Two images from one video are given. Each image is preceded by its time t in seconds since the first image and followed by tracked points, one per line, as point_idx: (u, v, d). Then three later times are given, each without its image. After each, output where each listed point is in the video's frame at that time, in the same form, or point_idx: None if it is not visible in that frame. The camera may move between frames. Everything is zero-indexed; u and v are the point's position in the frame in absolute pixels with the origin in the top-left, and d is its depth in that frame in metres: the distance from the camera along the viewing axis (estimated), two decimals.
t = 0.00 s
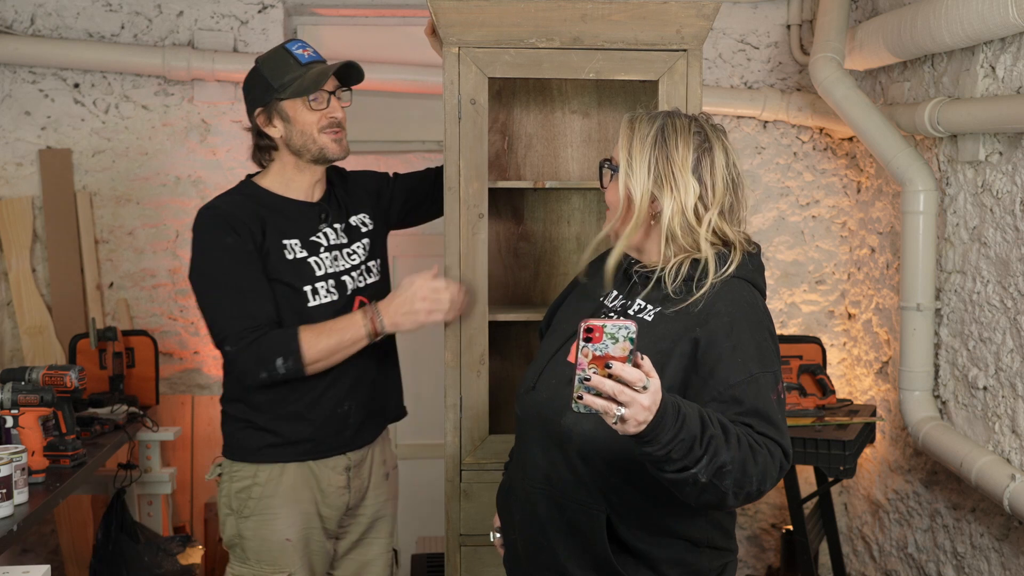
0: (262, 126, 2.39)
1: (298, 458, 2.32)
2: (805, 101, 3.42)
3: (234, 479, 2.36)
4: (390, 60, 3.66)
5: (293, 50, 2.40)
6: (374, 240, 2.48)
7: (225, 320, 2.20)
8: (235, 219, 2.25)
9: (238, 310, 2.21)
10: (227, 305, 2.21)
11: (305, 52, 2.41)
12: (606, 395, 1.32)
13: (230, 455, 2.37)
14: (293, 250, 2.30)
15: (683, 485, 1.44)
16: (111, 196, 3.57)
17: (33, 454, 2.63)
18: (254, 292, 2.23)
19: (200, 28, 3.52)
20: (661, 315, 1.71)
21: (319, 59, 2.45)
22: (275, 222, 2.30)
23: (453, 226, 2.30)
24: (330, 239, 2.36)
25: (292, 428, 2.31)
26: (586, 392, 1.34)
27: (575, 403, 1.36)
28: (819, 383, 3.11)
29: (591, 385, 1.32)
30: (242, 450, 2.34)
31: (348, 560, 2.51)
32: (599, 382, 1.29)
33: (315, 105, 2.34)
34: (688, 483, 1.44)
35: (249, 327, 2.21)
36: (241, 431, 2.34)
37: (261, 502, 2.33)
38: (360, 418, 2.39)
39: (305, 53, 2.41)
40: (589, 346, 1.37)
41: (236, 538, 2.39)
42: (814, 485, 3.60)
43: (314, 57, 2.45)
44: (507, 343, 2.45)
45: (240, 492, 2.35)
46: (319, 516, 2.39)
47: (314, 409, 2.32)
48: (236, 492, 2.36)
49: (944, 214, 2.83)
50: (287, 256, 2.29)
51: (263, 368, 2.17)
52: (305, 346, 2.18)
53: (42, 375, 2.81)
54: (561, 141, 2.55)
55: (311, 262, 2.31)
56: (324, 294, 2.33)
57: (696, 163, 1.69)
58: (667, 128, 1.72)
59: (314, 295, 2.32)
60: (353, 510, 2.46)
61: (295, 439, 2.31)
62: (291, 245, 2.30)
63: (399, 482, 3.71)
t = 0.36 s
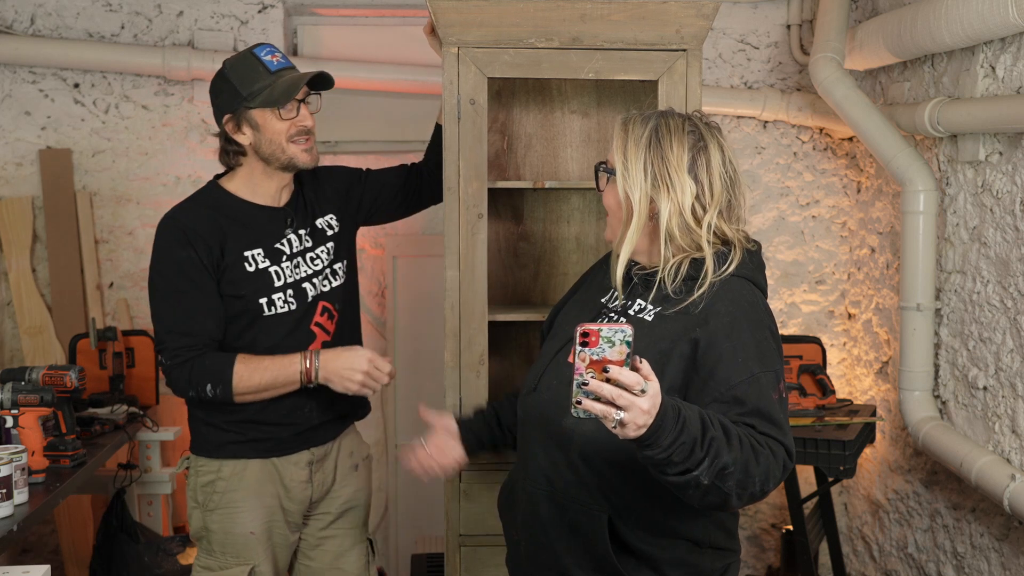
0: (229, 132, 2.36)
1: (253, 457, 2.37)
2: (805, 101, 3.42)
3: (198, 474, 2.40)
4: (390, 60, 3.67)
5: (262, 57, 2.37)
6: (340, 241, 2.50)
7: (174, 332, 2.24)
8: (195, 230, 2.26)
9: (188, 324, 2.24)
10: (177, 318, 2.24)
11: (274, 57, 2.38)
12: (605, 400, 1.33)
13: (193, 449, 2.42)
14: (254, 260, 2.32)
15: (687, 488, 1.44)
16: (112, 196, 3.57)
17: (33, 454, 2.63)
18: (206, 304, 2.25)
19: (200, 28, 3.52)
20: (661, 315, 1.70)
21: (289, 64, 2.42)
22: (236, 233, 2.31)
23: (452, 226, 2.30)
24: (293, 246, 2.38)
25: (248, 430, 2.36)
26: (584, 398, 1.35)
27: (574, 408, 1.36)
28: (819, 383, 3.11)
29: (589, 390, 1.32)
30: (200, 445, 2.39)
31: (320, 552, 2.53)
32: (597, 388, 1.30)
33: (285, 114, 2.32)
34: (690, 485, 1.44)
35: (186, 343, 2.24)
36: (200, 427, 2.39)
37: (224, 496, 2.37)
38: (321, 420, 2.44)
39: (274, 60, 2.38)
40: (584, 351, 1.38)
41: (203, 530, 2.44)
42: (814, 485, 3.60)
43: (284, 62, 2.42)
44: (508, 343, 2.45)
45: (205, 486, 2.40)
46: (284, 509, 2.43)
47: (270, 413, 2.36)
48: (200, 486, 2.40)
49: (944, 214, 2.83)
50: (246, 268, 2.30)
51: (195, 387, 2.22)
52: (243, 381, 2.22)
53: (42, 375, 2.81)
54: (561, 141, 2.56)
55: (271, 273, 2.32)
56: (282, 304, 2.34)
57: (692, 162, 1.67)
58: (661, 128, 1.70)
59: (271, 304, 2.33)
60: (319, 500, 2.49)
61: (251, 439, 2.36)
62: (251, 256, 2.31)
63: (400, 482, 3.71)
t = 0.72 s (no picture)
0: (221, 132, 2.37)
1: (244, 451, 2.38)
2: (805, 101, 3.42)
3: (189, 468, 2.42)
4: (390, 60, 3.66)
5: (255, 61, 2.35)
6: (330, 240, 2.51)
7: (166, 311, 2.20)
8: (187, 217, 2.26)
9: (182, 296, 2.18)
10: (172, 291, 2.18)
11: (267, 62, 2.36)
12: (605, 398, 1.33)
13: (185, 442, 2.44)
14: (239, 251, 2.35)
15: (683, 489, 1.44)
16: (112, 196, 3.57)
17: (33, 454, 2.63)
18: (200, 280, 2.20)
19: (200, 28, 3.52)
20: (656, 317, 1.70)
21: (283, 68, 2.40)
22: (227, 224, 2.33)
23: (451, 225, 2.30)
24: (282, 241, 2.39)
25: (240, 422, 2.36)
26: (584, 394, 1.35)
27: (573, 405, 1.37)
28: (819, 383, 3.11)
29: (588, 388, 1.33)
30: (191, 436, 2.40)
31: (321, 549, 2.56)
32: (598, 385, 1.30)
33: (274, 118, 2.32)
34: (686, 485, 1.44)
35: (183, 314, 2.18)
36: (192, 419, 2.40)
37: (214, 488, 2.38)
38: (312, 416, 2.44)
39: (268, 64, 2.36)
40: (586, 347, 1.42)
41: (194, 523, 2.45)
42: (814, 485, 3.60)
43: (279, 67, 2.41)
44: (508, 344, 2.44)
45: (196, 479, 2.41)
46: (274, 503, 2.44)
47: (261, 406, 2.37)
48: (192, 479, 2.42)
49: (944, 214, 2.83)
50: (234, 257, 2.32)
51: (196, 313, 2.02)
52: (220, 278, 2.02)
53: (42, 375, 2.81)
54: (560, 141, 2.56)
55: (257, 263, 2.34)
56: (267, 296, 2.35)
57: (681, 164, 1.67)
58: (649, 131, 1.69)
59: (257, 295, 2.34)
60: (310, 497, 2.50)
61: (242, 432, 2.37)
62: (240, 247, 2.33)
63: (399, 482, 3.71)
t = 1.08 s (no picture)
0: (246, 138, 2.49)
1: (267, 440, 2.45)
2: (805, 101, 3.42)
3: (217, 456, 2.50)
4: (390, 60, 3.66)
5: (268, 65, 2.35)
6: (361, 239, 2.55)
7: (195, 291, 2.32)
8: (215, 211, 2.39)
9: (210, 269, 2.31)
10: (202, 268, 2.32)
11: (281, 66, 2.35)
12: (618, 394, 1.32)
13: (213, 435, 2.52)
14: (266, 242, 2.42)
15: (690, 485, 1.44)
16: (112, 196, 3.57)
17: (33, 453, 2.63)
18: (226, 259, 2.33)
19: (200, 28, 3.52)
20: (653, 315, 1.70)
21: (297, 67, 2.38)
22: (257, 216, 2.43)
23: (452, 225, 2.30)
24: (307, 235, 2.46)
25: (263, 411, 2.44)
26: (598, 390, 1.33)
27: (586, 403, 1.34)
28: (819, 383, 3.11)
29: (603, 383, 1.32)
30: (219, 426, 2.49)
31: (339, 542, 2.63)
32: (613, 381, 1.30)
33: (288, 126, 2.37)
34: (692, 482, 1.44)
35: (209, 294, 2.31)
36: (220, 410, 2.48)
37: (242, 476, 2.46)
38: (334, 409, 2.49)
39: (275, 68, 2.34)
40: (605, 342, 1.38)
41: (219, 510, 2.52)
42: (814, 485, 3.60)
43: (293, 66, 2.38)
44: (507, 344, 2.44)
45: (223, 466, 2.49)
46: (298, 496, 2.51)
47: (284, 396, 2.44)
48: (220, 466, 2.49)
49: (944, 214, 2.83)
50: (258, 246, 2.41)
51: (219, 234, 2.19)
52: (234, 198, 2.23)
53: (42, 375, 2.81)
54: (560, 141, 2.56)
55: (279, 252, 2.42)
56: (286, 283, 2.42)
57: (674, 164, 1.67)
58: (641, 132, 1.69)
59: (278, 283, 2.42)
60: (331, 493, 2.57)
61: (265, 420, 2.44)
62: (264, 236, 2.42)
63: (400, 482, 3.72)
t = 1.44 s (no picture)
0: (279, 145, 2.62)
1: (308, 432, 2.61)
2: (805, 101, 3.42)
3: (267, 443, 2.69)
4: (390, 60, 3.66)
5: (299, 74, 2.48)
6: (400, 234, 2.66)
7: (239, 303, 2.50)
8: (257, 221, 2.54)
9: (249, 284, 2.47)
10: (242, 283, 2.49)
11: (311, 74, 2.47)
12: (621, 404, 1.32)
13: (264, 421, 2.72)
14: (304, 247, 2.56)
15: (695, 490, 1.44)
16: (111, 196, 3.57)
17: (34, 454, 2.63)
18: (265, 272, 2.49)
19: (201, 28, 3.52)
20: (653, 317, 1.70)
21: (328, 75, 2.49)
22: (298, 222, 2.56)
23: (453, 226, 2.29)
24: (345, 236, 2.58)
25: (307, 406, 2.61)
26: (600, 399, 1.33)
27: (588, 411, 1.35)
28: (819, 383, 3.11)
29: (604, 392, 1.31)
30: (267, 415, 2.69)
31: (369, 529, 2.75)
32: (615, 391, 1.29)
33: (316, 128, 2.50)
34: (696, 486, 1.43)
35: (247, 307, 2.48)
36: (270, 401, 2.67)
37: (284, 461, 2.62)
38: (374, 402, 2.64)
39: (310, 78, 2.46)
40: (606, 351, 1.38)
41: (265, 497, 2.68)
42: (814, 485, 3.60)
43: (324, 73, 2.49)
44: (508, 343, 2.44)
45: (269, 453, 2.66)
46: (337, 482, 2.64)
47: (329, 388, 2.59)
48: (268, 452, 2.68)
49: (944, 214, 2.83)
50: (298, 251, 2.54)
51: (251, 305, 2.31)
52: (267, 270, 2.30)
53: (42, 375, 2.81)
54: (561, 141, 2.56)
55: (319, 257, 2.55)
56: (327, 286, 2.55)
57: (675, 165, 1.67)
58: (643, 133, 1.69)
59: (320, 286, 2.55)
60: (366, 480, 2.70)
61: (309, 414, 2.61)
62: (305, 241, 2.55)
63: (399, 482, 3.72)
